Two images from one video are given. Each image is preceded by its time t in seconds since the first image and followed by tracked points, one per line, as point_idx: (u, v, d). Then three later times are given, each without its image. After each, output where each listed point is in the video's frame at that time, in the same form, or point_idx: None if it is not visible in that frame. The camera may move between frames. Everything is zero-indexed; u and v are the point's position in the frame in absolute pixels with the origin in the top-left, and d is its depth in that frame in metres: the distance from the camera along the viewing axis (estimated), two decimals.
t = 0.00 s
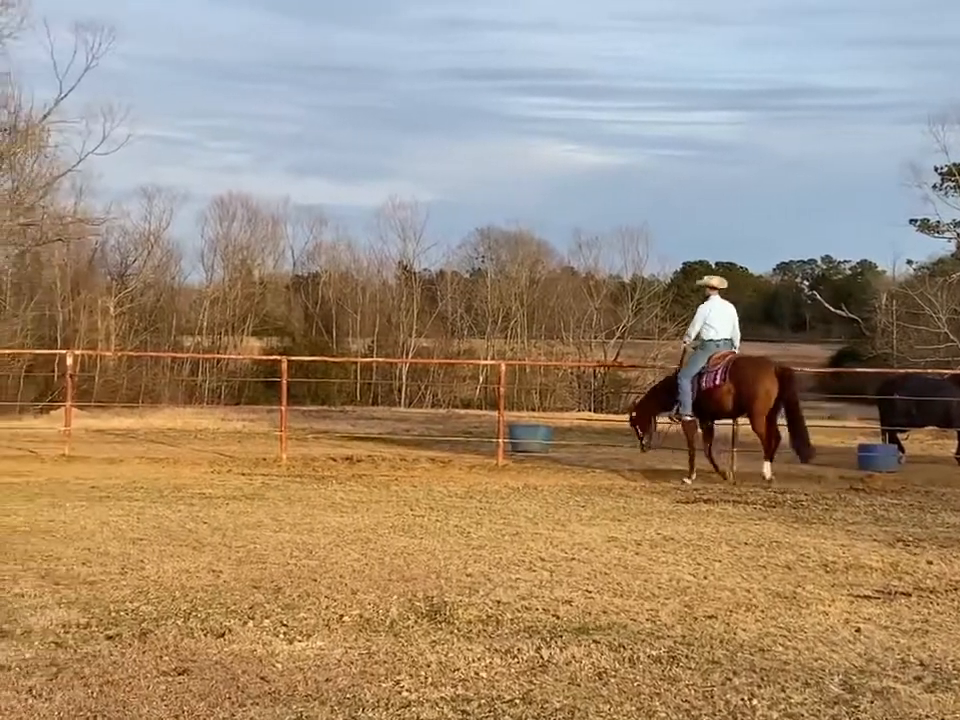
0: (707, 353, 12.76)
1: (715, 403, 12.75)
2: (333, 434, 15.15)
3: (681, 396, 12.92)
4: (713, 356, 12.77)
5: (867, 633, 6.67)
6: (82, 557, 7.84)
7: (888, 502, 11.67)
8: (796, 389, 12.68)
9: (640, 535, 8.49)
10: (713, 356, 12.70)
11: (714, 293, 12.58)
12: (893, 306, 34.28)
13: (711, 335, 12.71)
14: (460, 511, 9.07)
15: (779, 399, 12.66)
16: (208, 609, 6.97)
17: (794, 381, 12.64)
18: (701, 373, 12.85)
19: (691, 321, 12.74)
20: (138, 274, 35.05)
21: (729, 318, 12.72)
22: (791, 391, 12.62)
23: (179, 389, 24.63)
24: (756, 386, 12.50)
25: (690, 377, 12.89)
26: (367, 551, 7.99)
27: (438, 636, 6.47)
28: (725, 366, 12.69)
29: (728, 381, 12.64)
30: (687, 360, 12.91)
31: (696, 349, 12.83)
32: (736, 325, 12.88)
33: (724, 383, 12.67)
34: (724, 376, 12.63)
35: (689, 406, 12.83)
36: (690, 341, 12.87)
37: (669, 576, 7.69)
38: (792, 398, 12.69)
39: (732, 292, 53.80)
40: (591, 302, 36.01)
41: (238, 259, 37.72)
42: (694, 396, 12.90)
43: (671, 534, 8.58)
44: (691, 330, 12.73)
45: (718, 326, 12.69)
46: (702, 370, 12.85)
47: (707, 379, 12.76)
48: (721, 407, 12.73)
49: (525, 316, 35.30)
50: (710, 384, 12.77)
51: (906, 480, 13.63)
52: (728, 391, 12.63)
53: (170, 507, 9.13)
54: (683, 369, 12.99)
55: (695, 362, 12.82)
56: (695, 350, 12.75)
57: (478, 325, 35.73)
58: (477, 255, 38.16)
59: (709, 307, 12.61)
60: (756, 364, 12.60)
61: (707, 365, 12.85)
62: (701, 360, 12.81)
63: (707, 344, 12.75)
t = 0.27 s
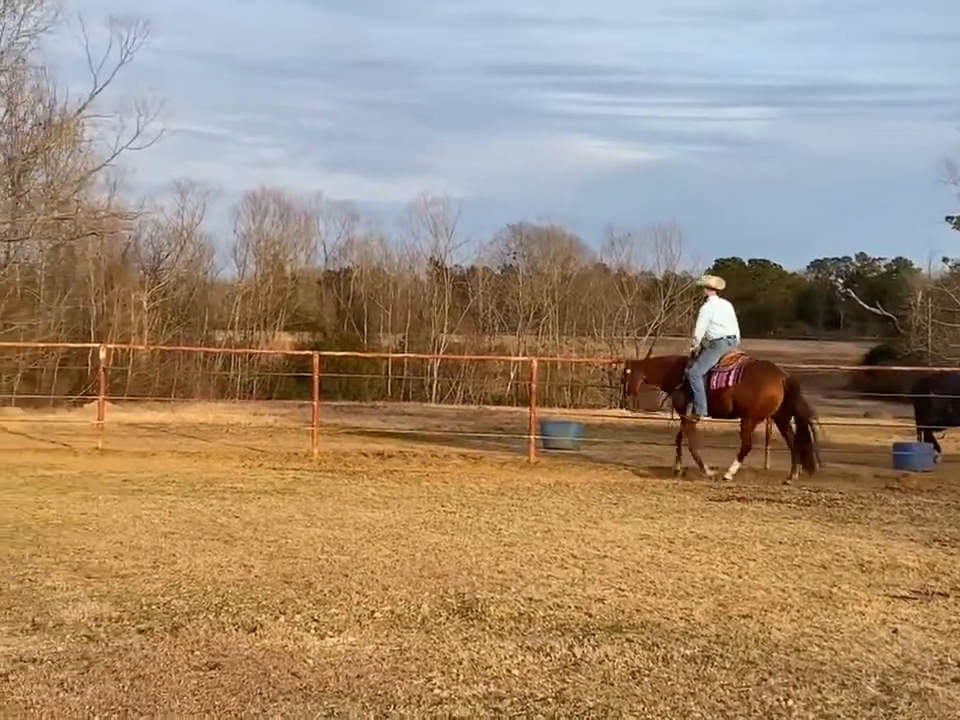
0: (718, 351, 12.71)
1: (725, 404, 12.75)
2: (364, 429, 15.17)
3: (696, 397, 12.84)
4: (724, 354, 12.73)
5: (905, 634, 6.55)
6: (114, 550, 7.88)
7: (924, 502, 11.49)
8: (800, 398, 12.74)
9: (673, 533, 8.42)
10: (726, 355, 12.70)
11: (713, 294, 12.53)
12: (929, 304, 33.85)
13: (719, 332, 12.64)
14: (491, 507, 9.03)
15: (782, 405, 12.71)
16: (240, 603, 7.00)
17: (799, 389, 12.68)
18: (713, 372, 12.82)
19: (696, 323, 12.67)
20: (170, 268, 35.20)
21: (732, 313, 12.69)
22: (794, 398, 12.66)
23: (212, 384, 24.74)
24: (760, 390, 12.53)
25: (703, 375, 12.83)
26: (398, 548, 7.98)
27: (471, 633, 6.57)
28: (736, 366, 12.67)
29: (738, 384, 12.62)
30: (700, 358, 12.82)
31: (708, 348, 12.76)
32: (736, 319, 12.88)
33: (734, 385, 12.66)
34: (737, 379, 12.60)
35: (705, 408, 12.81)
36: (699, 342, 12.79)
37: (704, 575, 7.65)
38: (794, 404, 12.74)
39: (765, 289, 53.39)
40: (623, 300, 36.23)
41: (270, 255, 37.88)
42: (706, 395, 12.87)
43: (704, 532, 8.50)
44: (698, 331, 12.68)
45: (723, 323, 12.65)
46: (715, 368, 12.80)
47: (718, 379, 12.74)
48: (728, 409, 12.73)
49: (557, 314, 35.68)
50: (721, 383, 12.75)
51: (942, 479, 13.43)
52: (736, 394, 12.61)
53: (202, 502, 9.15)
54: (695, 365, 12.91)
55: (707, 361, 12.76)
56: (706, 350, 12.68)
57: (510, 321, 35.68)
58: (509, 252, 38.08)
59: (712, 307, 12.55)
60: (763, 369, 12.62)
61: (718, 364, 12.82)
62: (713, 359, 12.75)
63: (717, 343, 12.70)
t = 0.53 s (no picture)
0: (708, 354, 12.91)
1: (719, 407, 12.88)
2: (393, 424, 15.17)
3: (682, 399, 12.91)
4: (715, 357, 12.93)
5: (939, 632, 6.42)
6: (145, 544, 7.91)
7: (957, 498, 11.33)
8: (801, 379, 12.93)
9: (704, 530, 8.36)
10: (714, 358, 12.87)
11: (707, 297, 12.83)
12: None
13: (710, 335, 12.87)
14: (521, 503, 9.00)
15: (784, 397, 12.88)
16: (269, 598, 7.05)
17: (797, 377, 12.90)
18: (700, 376, 12.97)
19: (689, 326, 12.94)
20: (200, 262, 35.26)
21: (726, 318, 12.93)
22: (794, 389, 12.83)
23: (241, 378, 24.81)
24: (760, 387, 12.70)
25: (691, 378, 12.95)
26: (427, 543, 7.98)
27: (501, 630, 6.64)
28: (727, 370, 12.83)
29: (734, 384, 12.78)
30: (688, 361, 12.97)
31: (698, 351, 12.97)
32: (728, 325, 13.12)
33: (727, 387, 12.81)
34: (728, 381, 12.75)
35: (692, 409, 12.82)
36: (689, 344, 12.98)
37: (735, 572, 7.61)
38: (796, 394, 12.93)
39: (796, 284, 52.95)
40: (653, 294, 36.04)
41: (300, 249, 37.85)
42: (693, 398, 12.95)
43: (735, 529, 8.43)
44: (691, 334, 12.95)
45: (716, 326, 12.89)
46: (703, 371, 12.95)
47: (708, 382, 12.88)
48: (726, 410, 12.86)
49: (586, 310, 35.45)
50: (710, 386, 12.89)
51: None
52: (735, 395, 12.76)
53: (231, 496, 9.17)
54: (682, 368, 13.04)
55: (696, 363, 12.94)
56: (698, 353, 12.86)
57: (538, 317, 35.63)
58: (537, 247, 38.05)
59: (707, 310, 12.77)
60: (758, 366, 12.80)
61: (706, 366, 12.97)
62: (702, 362, 12.92)
63: (708, 346, 12.92)
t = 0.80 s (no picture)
0: (696, 340, 12.85)
1: (711, 393, 12.88)
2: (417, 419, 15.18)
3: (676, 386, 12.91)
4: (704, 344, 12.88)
5: None
6: (171, 540, 7.94)
7: None
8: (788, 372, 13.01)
9: (730, 526, 8.33)
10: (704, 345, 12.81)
11: (699, 284, 12.75)
12: None
13: (700, 324, 12.79)
14: (547, 499, 8.98)
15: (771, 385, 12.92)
16: (296, 595, 7.11)
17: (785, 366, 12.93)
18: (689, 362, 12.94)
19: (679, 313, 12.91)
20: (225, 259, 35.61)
21: (718, 306, 12.79)
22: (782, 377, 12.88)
23: (265, 374, 24.91)
24: (750, 372, 12.72)
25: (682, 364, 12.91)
26: (453, 539, 8.00)
27: (528, 626, 6.69)
28: (714, 355, 12.83)
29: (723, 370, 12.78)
30: (678, 347, 12.94)
31: (686, 337, 12.91)
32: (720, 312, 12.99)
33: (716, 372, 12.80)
34: (718, 365, 12.74)
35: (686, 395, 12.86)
36: (678, 331, 12.94)
37: (762, 568, 7.58)
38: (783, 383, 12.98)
39: (820, 280, 52.67)
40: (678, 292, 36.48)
41: (325, 245, 37.96)
42: (686, 384, 12.95)
43: (762, 525, 8.38)
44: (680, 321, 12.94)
45: (706, 314, 12.76)
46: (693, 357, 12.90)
47: (697, 368, 12.85)
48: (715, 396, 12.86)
49: (609, 305, 35.54)
50: (701, 372, 12.86)
51: None
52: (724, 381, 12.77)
53: (257, 491, 9.19)
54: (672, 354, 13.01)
55: (684, 350, 12.89)
56: (685, 338, 12.83)
57: (562, 314, 35.89)
58: (561, 243, 38.45)
59: (698, 299, 12.70)
60: (746, 352, 12.84)
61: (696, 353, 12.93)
62: (691, 348, 12.87)
63: (696, 333, 12.85)
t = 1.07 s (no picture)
0: (689, 340, 12.82)
1: (697, 395, 12.88)
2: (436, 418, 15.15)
3: (665, 383, 12.87)
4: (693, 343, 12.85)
5: None
6: (193, 538, 7.95)
7: None
8: (778, 382, 13.04)
9: (752, 523, 8.29)
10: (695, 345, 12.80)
11: (683, 281, 12.70)
12: None
13: (688, 323, 12.73)
14: (568, 496, 8.95)
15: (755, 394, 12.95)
16: (320, 593, 7.15)
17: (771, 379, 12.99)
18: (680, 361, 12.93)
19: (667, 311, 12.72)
20: (243, 257, 35.80)
21: (701, 303, 12.78)
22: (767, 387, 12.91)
23: (283, 374, 24.94)
24: (734, 377, 12.76)
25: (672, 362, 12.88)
26: (474, 537, 7.99)
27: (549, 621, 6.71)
28: (707, 357, 12.84)
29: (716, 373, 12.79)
30: (668, 346, 12.91)
31: (678, 335, 12.85)
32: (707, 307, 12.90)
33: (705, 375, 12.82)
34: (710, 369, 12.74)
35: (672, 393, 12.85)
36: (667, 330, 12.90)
37: (784, 565, 7.55)
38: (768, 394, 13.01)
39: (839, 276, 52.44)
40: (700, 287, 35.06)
41: (342, 241, 37.94)
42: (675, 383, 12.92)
43: (784, 522, 8.34)
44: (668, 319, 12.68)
45: (694, 313, 12.72)
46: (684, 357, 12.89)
47: (689, 369, 12.84)
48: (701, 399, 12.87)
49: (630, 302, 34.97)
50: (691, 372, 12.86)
51: None
52: (714, 383, 12.77)
53: (278, 489, 9.20)
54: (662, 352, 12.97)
55: (678, 348, 12.87)
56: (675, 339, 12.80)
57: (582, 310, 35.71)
58: (580, 239, 38.02)
59: (684, 298, 12.62)
60: (735, 359, 12.87)
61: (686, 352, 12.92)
62: (681, 348, 12.85)
63: (689, 331, 12.80)
